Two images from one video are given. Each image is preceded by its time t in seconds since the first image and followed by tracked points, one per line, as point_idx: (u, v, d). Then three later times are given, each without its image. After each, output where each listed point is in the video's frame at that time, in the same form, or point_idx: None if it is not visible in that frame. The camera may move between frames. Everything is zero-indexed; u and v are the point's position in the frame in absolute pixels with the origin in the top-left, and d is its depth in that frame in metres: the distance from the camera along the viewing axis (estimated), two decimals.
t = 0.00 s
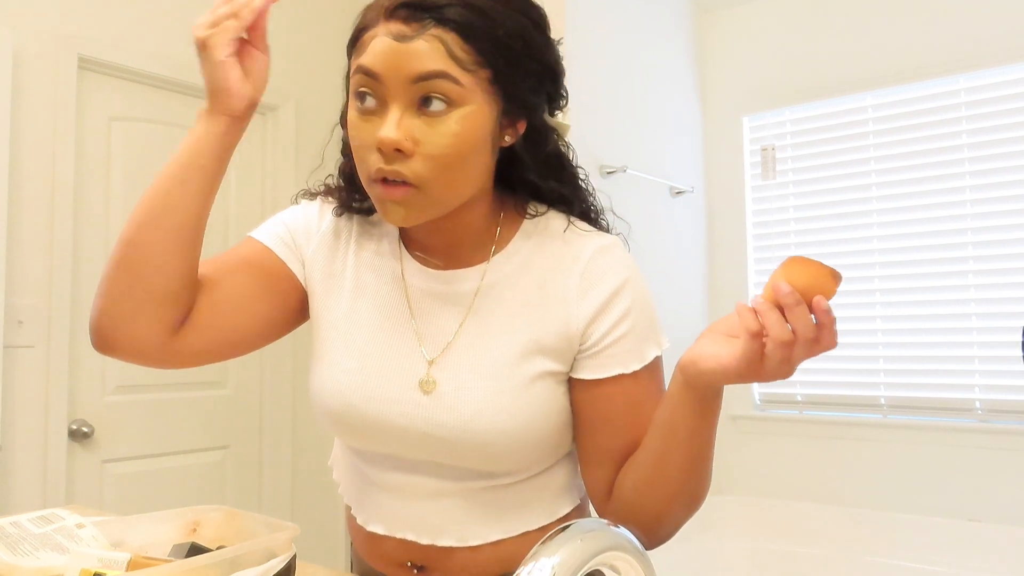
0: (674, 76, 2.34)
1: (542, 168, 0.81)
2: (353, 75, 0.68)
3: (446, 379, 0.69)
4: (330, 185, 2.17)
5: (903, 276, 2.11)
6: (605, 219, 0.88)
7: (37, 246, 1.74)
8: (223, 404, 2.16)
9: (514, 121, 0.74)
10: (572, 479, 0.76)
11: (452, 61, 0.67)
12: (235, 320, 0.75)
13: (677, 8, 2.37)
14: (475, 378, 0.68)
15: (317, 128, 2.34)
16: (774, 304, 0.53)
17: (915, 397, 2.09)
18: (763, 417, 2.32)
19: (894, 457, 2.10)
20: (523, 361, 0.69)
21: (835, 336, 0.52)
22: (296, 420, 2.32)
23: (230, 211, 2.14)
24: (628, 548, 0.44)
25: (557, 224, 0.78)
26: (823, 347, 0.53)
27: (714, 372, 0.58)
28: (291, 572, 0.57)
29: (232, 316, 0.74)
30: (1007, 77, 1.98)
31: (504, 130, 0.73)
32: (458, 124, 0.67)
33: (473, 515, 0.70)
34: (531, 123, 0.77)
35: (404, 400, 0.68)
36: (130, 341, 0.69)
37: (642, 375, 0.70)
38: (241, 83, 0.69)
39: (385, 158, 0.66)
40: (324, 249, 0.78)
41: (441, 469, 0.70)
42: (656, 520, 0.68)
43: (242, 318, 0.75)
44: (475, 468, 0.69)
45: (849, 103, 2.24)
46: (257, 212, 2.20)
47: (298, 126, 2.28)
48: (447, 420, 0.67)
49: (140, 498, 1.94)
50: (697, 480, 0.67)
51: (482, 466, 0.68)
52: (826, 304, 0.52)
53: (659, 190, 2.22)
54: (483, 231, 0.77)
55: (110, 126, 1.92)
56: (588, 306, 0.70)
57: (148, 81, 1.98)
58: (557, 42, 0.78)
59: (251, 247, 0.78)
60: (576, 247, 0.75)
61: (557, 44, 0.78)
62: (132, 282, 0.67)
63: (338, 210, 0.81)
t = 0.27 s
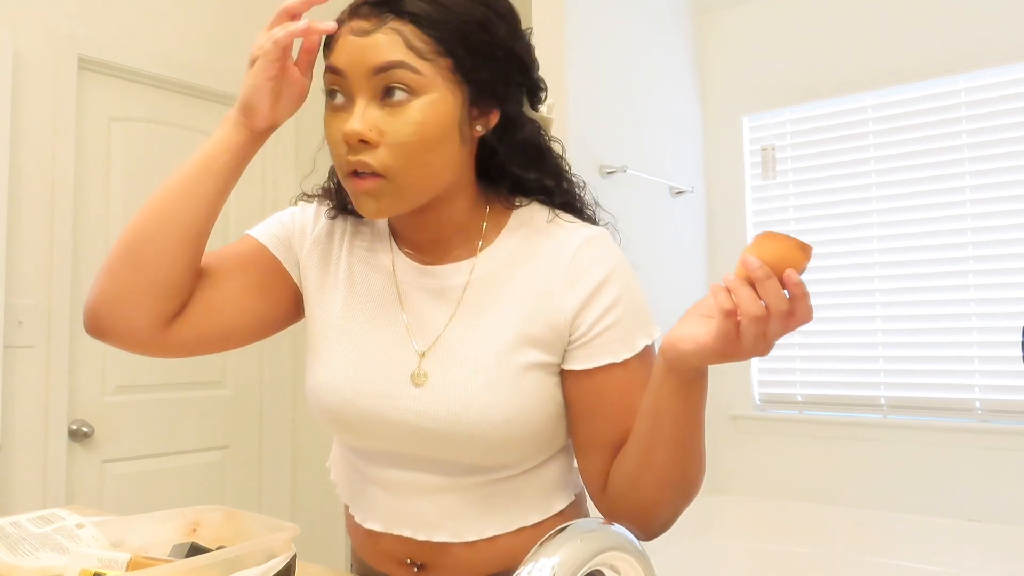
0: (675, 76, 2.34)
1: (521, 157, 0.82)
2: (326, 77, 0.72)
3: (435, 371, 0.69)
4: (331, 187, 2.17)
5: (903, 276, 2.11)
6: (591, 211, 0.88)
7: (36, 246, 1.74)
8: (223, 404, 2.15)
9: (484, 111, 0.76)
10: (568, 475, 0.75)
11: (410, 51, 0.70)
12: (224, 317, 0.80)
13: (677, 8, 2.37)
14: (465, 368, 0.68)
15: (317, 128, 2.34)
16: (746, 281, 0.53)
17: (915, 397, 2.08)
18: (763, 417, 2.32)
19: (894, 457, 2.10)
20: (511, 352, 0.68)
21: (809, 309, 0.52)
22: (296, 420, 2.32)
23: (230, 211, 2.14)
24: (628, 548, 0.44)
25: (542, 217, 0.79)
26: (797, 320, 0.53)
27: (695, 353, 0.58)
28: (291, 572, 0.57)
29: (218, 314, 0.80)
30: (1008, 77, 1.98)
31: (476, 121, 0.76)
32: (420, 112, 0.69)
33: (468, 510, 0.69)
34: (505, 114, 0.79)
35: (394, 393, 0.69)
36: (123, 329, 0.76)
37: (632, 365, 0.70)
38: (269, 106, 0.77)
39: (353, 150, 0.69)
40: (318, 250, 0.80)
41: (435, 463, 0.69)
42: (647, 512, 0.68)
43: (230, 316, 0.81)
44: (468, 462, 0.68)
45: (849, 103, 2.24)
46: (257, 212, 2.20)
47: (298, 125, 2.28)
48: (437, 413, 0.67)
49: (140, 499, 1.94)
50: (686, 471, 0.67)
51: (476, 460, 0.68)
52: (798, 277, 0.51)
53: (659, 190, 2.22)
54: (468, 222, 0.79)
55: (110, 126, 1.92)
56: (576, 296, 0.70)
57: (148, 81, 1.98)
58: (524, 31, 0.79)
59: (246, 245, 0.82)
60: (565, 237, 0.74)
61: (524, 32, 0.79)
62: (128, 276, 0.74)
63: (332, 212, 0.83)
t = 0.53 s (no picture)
0: (675, 76, 2.34)
1: (506, 153, 0.82)
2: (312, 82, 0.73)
3: (428, 369, 0.69)
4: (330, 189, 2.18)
5: (903, 276, 2.11)
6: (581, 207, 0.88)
7: (36, 246, 1.74)
8: (223, 404, 2.15)
9: (466, 107, 0.76)
10: (562, 473, 0.75)
11: (389, 50, 0.70)
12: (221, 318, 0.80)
13: (677, 8, 2.37)
14: (454, 365, 0.68)
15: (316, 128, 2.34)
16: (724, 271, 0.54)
17: (915, 397, 2.08)
18: (763, 417, 2.32)
19: (894, 457, 2.10)
20: (502, 349, 0.68)
21: (787, 298, 0.53)
22: (295, 420, 2.32)
23: (230, 211, 2.14)
24: (628, 548, 0.44)
25: (531, 213, 0.79)
26: (775, 310, 0.53)
27: (673, 345, 0.58)
28: (291, 572, 0.57)
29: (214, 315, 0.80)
30: (1008, 77, 1.98)
31: (458, 118, 0.76)
32: (401, 108, 0.69)
33: (463, 507, 0.69)
34: (488, 110, 0.79)
35: (388, 391, 0.69)
36: (119, 330, 0.76)
37: (624, 359, 0.69)
38: (265, 112, 0.78)
39: (336, 149, 0.69)
40: (312, 251, 0.81)
41: (429, 461, 0.69)
42: (638, 510, 0.68)
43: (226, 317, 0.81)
44: (462, 460, 0.68)
45: (849, 103, 2.24)
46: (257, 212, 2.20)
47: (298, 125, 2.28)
48: (430, 410, 0.67)
49: (140, 499, 1.94)
50: (676, 467, 0.66)
51: (469, 457, 0.68)
52: (774, 267, 0.52)
53: (659, 190, 2.22)
54: (458, 220, 0.79)
55: (110, 126, 1.92)
56: (565, 291, 0.70)
57: (148, 82, 1.98)
58: (507, 26, 0.79)
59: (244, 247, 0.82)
60: (556, 234, 0.74)
61: (506, 27, 0.79)
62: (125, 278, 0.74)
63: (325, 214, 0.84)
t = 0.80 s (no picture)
0: (675, 76, 2.34)
1: (500, 150, 0.81)
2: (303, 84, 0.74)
3: (427, 365, 0.69)
4: (331, 190, 2.18)
5: (903, 276, 2.11)
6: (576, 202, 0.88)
7: (37, 247, 1.74)
8: (223, 404, 2.16)
9: (457, 104, 0.76)
10: (562, 472, 0.75)
11: (377, 49, 0.70)
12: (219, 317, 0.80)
13: (677, 8, 2.37)
14: (453, 360, 0.68)
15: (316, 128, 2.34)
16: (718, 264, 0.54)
17: (915, 397, 2.08)
18: (762, 417, 2.32)
19: (894, 457, 2.10)
20: (500, 345, 0.68)
21: (781, 290, 0.52)
22: (295, 420, 2.32)
23: (230, 211, 2.14)
24: (628, 548, 0.44)
25: (528, 210, 0.79)
26: (769, 302, 0.53)
27: (670, 339, 0.58)
28: (291, 572, 0.57)
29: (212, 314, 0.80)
30: (1007, 77, 1.98)
31: (449, 115, 0.75)
32: (390, 107, 0.69)
33: (463, 505, 0.69)
34: (479, 108, 0.79)
35: (388, 388, 0.69)
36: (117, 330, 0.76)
37: (622, 355, 0.69)
38: (253, 118, 0.78)
39: (328, 149, 0.69)
40: (310, 251, 0.81)
41: (430, 458, 0.69)
42: (637, 506, 0.68)
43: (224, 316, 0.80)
44: (462, 458, 0.68)
45: (849, 103, 2.24)
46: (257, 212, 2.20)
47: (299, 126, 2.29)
48: (430, 407, 0.67)
49: (140, 498, 1.94)
50: (675, 464, 0.66)
51: (469, 454, 0.68)
52: (768, 259, 0.52)
53: (659, 190, 2.22)
54: (454, 218, 0.79)
55: (110, 126, 1.92)
56: (562, 288, 0.70)
57: (148, 81, 1.98)
58: (496, 23, 0.79)
59: (244, 250, 0.83)
60: (553, 231, 0.74)
61: (496, 24, 0.79)
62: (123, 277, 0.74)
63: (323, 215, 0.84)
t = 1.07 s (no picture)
0: (675, 76, 2.34)
1: (497, 149, 0.81)
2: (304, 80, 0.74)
3: (425, 362, 0.69)
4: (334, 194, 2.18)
5: (903, 276, 2.11)
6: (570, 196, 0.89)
7: (37, 247, 1.74)
8: (223, 404, 2.16)
9: (455, 103, 0.75)
10: (561, 468, 0.75)
11: (375, 46, 0.70)
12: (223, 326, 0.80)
13: (677, 7, 2.37)
14: (452, 357, 0.68)
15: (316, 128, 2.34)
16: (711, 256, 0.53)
17: (915, 397, 2.08)
18: (763, 417, 2.32)
19: (894, 457, 2.10)
20: (498, 341, 0.68)
21: (774, 282, 0.53)
22: (295, 420, 2.32)
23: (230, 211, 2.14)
24: (628, 548, 0.44)
25: (524, 208, 0.79)
26: (763, 295, 0.53)
27: (665, 334, 0.58)
28: (291, 572, 0.57)
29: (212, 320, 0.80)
30: (1007, 77, 1.98)
31: (447, 113, 0.75)
32: (388, 103, 0.69)
33: (463, 503, 0.69)
34: (477, 107, 0.79)
35: (386, 385, 0.69)
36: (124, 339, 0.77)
37: (620, 351, 0.70)
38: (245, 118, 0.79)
39: (327, 145, 0.69)
40: (310, 252, 0.81)
41: (429, 456, 0.69)
42: (636, 502, 0.68)
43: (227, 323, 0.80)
44: (462, 456, 0.68)
45: (849, 103, 2.24)
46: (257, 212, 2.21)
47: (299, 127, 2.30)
48: (428, 404, 0.67)
49: (140, 498, 1.94)
50: (672, 459, 0.66)
51: (467, 451, 0.68)
52: (760, 252, 0.52)
53: (659, 190, 2.22)
54: (452, 215, 0.78)
55: (110, 125, 1.92)
56: (559, 285, 0.70)
57: (148, 81, 1.98)
58: (494, 22, 0.79)
59: (245, 260, 0.83)
60: (550, 228, 0.74)
61: (494, 24, 0.79)
62: (130, 289, 0.76)
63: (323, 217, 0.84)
